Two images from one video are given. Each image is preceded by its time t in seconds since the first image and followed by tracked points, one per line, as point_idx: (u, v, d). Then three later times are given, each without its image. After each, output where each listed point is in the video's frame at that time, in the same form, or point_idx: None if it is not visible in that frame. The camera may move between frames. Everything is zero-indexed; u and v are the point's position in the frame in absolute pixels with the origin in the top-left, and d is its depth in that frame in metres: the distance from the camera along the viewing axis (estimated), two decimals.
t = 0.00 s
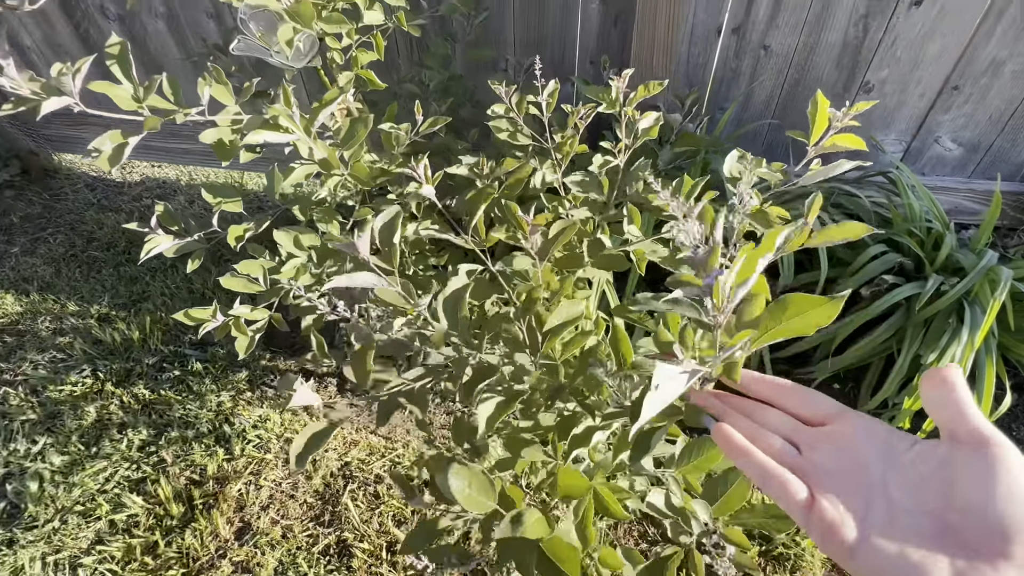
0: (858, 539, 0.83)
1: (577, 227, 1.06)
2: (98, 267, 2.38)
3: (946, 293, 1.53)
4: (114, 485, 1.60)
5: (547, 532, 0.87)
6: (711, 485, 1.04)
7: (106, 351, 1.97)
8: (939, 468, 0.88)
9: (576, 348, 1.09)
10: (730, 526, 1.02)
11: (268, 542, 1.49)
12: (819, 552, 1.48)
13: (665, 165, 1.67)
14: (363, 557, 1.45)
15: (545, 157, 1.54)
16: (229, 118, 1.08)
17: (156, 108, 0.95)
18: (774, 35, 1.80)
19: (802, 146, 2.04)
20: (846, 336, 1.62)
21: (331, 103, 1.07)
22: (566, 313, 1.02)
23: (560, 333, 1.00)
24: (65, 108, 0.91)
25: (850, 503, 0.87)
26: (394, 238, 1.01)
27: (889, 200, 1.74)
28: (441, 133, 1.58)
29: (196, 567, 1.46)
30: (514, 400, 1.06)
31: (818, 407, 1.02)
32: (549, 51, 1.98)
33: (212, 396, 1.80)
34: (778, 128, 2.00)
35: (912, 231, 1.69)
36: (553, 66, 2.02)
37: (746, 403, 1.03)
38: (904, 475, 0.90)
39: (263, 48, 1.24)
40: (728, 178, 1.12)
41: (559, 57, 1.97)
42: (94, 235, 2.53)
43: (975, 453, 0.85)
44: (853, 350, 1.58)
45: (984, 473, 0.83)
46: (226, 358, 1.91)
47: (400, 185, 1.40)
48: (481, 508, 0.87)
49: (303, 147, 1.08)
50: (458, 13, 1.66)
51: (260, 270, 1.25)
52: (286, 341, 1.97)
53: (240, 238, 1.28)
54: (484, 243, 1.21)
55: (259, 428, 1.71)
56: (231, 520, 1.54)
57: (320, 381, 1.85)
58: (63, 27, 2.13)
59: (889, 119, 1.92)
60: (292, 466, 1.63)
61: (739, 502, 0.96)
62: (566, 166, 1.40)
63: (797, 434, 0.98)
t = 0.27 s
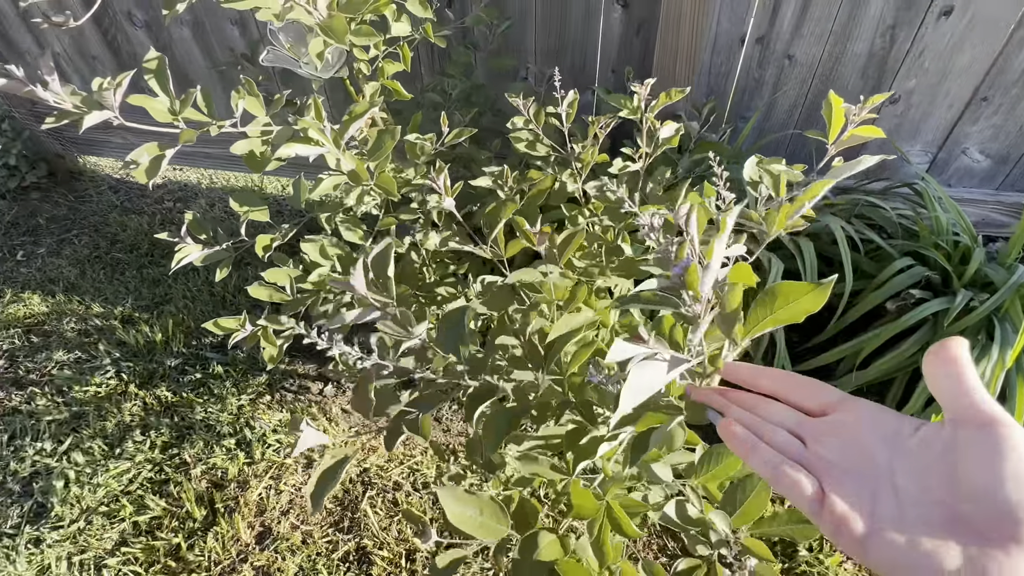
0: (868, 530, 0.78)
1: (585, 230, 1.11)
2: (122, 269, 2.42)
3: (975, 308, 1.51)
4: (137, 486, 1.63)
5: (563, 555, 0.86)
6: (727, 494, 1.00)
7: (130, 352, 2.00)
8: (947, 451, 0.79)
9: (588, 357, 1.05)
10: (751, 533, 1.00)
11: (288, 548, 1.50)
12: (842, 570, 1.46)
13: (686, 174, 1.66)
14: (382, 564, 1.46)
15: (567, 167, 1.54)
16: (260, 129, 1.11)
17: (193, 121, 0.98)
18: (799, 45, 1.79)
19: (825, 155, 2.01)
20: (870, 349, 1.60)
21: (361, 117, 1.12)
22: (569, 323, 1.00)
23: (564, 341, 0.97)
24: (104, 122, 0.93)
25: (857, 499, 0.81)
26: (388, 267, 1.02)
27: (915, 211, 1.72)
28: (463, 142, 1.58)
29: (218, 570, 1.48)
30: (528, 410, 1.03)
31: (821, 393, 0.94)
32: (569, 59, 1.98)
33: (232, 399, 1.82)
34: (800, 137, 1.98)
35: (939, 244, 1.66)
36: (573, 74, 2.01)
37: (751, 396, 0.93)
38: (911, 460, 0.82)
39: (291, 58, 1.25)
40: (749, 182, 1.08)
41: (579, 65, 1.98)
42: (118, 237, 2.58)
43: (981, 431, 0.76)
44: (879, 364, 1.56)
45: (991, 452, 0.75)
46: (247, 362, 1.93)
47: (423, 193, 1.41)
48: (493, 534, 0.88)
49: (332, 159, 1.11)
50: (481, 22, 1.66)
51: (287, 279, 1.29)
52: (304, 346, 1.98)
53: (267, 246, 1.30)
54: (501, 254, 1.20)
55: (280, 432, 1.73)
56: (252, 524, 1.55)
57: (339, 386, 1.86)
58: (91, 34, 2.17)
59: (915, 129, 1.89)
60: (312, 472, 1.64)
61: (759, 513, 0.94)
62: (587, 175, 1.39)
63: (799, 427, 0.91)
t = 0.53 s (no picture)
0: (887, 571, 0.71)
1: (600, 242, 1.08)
2: (137, 265, 2.44)
3: (997, 315, 1.48)
4: (150, 480, 1.64)
5: None
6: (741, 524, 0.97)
7: (144, 348, 2.02)
8: (964, 486, 0.76)
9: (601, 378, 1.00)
10: (763, 565, 0.99)
11: (298, 544, 1.51)
12: None
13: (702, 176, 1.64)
14: (391, 563, 1.46)
15: (582, 168, 1.53)
16: (278, 127, 1.10)
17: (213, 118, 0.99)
18: (817, 46, 1.77)
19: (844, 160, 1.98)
20: (889, 356, 1.57)
21: (379, 116, 1.09)
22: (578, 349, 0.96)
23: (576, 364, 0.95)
24: (126, 118, 0.94)
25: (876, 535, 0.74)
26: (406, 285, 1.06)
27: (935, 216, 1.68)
28: (477, 142, 1.58)
29: (229, 565, 1.49)
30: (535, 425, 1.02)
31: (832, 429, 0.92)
32: (584, 60, 1.97)
33: (245, 396, 1.83)
34: (817, 140, 1.96)
35: (960, 249, 1.63)
36: (588, 75, 2.01)
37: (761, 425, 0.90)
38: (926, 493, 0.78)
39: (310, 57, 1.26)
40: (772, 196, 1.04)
41: (595, 66, 1.97)
42: (134, 233, 2.60)
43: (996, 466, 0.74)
44: (897, 369, 1.53)
45: (1011, 489, 0.72)
46: (259, 359, 1.94)
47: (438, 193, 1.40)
48: (502, 561, 0.89)
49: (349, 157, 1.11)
50: (497, 22, 1.66)
51: (302, 277, 1.30)
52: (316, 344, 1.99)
53: (283, 244, 1.31)
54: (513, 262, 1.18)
55: (291, 429, 1.74)
56: (263, 521, 1.56)
57: (350, 384, 1.87)
58: (112, 32, 2.20)
59: (935, 132, 1.87)
60: (323, 469, 1.64)
61: (768, 548, 0.87)
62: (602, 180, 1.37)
63: (814, 459, 0.86)
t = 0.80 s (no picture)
0: None
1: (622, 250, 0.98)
2: (145, 260, 2.46)
3: (1009, 320, 1.46)
4: (154, 473, 1.65)
5: None
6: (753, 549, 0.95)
7: (151, 342, 2.03)
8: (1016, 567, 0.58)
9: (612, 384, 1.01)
10: None
11: (300, 540, 1.51)
12: None
13: (710, 177, 1.62)
14: (392, 560, 1.46)
15: (589, 168, 1.52)
16: (283, 123, 1.12)
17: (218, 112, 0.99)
18: (827, 46, 1.75)
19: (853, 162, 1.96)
20: (896, 360, 1.56)
21: (383, 112, 1.09)
22: (608, 376, 0.83)
23: (610, 399, 0.82)
24: (132, 112, 0.94)
25: None
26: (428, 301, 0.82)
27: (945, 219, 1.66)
28: (483, 140, 1.58)
29: (230, 560, 1.49)
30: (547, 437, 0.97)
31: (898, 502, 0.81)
32: (592, 59, 1.97)
33: (249, 391, 1.83)
34: (826, 141, 1.94)
35: (970, 253, 1.61)
36: (595, 74, 2.00)
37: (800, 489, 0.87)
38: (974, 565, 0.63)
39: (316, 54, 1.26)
40: (780, 201, 1.04)
41: (602, 65, 1.96)
42: (142, 228, 2.62)
43: None
44: (903, 373, 1.51)
45: None
46: (264, 355, 1.95)
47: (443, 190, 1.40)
48: None
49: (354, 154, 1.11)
50: (504, 20, 1.65)
51: (306, 273, 1.29)
52: (320, 341, 2.00)
53: (287, 240, 1.31)
54: (525, 263, 1.17)
55: (295, 425, 1.74)
56: (265, 516, 1.56)
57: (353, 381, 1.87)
58: (122, 29, 2.22)
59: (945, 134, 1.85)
60: (325, 465, 1.65)
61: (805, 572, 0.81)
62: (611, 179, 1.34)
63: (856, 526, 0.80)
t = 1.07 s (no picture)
0: None
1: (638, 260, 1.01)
2: (148, 256, 2.47)
3: (1015, 325, 1.44)
4: (155, 469, 1.65)
5: None
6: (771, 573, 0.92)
7: (153, 338, 2.04)
8: None
9: (625, 389, 1.00)
10: None
11: (300, 538, 1.51)
12: None
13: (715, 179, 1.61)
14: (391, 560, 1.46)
15: (593, 169, 1.51)
16: (286, 121, 1.11)
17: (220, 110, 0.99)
18: (834, 48, 1.74)
19: (860, 164, 1.95)
20: (901, 364, 1.55)
21: (385, 112, 1.09)
22: (641, 395, 0.82)
23: (641, 418, 0.81)
24: (134, 109, 0.94)
25: None
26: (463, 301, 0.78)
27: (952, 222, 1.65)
28: (486, 139, 1.57)
29: (230, 557, 1.49)
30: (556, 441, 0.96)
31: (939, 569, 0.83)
32: (597, 59, 1.96)
33: (251, 389, 1.83)
34: (832, 143, 1.93)
35: (976, 257, 1.60)
36: (600, 74, 1.99)
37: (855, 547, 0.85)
38: None
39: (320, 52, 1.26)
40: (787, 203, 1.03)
41: (607, 65, 1.96)
42: (146, 224, 2.63)
43: None
44: (907, 378, 1.50)
45: None
46: (266, 352, 1.95)
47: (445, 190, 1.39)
48: None
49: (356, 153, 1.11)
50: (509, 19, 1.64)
51: (308, 272, 1.29)
52: (322, 339, 2.00)
53: (289, 238, 1.30)
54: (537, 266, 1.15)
55: (295, 423, 1.74)
56: (265, 513, 1.57)
57: (354, 379, 1.87)
58: (126, 25, 2.22)
59: (953, 136, 1.83)
60: (325, 464, 1.65)
61: None
62: (618, 180, 1.32)
63: None
